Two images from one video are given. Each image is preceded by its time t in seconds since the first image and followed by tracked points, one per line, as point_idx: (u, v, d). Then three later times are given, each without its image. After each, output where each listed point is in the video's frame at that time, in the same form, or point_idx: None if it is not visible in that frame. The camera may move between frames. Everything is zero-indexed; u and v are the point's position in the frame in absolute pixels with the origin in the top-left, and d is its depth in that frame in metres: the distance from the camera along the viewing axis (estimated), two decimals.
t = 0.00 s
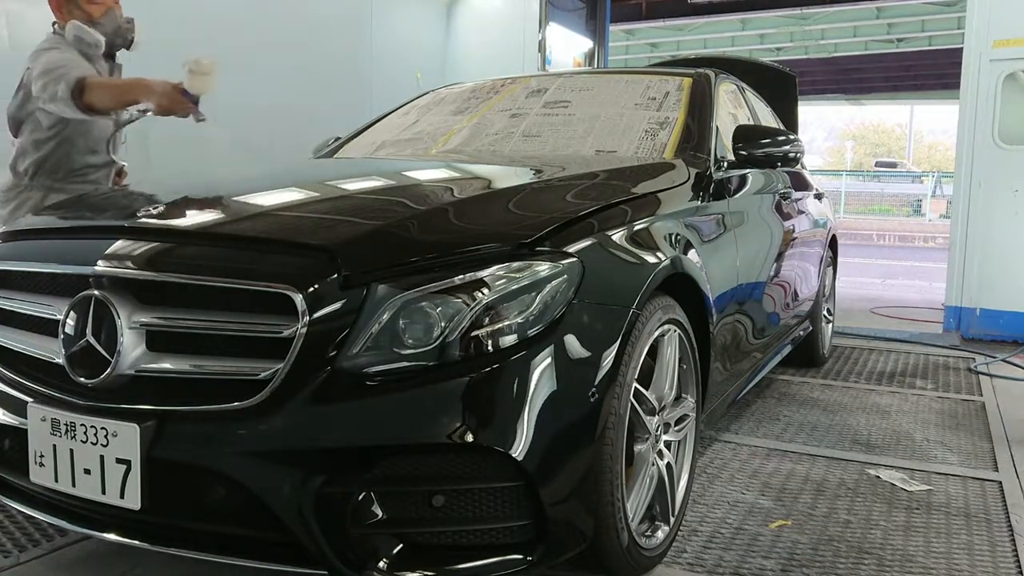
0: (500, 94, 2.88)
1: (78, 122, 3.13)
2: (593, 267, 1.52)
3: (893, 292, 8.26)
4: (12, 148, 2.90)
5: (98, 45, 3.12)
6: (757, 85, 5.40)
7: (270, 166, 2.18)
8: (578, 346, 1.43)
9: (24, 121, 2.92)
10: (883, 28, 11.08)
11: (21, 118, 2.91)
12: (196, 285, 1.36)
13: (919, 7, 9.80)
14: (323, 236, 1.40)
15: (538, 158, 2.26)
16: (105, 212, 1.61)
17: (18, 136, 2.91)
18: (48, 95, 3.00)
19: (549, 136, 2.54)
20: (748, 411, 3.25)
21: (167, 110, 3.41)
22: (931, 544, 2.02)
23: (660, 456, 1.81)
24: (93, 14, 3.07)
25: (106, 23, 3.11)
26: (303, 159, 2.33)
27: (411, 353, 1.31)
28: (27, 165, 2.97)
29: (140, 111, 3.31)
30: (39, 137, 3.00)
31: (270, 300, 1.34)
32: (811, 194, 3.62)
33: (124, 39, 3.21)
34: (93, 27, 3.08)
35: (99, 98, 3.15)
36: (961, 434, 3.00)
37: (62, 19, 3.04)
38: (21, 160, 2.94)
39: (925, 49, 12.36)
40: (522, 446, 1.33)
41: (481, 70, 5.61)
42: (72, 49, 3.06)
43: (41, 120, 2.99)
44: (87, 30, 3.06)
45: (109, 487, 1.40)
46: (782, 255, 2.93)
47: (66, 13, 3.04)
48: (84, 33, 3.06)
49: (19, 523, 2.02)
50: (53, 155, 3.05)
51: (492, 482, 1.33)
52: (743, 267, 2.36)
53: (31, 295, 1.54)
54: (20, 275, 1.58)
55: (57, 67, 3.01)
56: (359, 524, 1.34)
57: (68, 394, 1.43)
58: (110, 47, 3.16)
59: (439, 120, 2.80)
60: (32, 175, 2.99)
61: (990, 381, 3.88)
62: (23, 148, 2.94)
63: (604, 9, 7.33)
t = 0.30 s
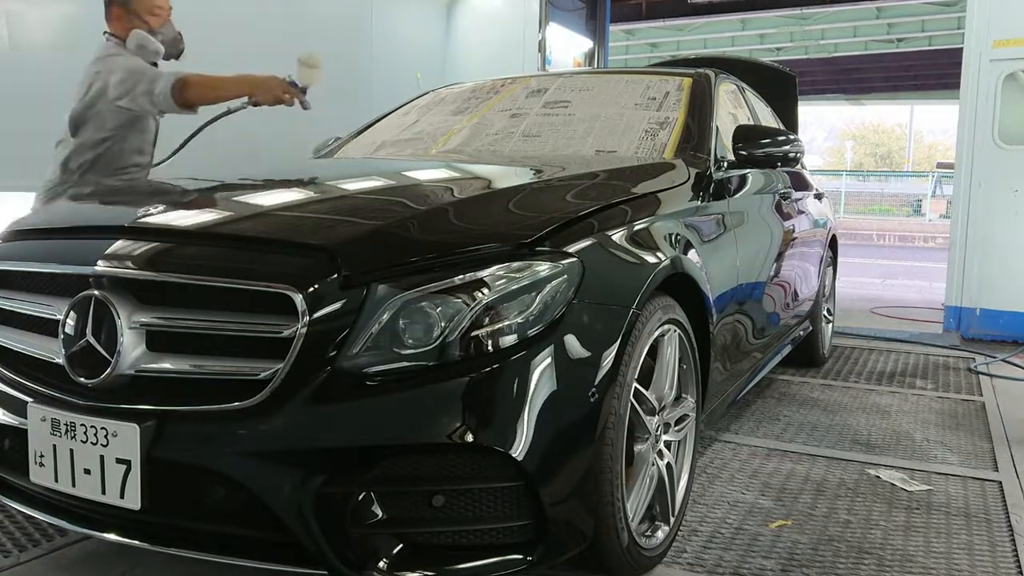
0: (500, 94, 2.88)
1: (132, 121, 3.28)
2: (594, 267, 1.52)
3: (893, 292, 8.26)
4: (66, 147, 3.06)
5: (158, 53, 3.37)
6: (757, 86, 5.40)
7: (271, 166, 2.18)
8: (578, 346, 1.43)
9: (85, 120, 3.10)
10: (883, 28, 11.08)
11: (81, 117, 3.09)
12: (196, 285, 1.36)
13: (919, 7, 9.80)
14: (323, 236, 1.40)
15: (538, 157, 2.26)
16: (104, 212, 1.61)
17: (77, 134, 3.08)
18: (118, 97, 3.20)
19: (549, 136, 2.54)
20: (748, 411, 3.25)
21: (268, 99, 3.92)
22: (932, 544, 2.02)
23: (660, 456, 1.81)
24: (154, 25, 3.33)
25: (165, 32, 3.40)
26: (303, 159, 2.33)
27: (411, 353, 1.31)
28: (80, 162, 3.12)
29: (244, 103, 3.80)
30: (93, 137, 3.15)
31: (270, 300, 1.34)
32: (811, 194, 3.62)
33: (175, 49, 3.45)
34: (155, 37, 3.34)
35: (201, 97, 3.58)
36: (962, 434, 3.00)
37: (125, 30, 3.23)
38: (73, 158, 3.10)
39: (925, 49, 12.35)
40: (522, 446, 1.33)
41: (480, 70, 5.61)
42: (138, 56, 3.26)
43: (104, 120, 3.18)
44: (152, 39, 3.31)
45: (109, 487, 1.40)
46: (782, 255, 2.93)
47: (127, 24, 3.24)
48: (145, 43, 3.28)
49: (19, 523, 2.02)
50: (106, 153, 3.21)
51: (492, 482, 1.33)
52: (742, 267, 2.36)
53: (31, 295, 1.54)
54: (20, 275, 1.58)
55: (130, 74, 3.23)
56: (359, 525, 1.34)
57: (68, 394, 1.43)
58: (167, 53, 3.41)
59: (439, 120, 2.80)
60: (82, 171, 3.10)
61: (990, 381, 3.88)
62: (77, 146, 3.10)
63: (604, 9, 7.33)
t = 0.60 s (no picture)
0: (500, 94, 2.88)
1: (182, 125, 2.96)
2: (594, 267, 1.52)
3: (893, 292, 8.27)
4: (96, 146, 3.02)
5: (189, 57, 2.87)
6: (758, 87, 5.40)
7: (271, 166, 2.18)
8: (578, 346, 1.43)
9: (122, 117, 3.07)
10: (883, 28, 11.08)
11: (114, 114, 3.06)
12: (196, 285, 1.36)
13: (918, 7, 9.80)
14: (323, 236, 1.40)
15: (538, 157, 2.26)
16: (104, 213, 1.61)
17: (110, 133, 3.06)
18: (162, 97, 2.69)
19: (549, 136, 2.54)
20: (748, 411, 3.25)
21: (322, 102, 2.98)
22: (932, 544, 2.02)
23: (660, 456, 1.81)
24: (184, 30, 2.90)
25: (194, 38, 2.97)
26: (303, 159, 2.33)
27: (411, 353, 1.31)
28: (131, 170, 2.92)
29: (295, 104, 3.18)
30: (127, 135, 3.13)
31: (270, 300, 1.34)
32: (811, 194, 3.62)
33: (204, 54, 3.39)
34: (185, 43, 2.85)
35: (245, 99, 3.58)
36: (962, 434, 3.00)
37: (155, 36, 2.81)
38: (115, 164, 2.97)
39: (925, 49, 12.35)
40: (522, 446, 1.33)
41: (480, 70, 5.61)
42: (170, 59, 2.77)
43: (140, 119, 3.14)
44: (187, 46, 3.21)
45: (109, 487, 1.40)
46: (782, 255, 2.92)
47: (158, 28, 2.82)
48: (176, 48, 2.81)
49: (19, 523, 2.02)
50: (135, 152, 2.75)
51: (492, 482, 1.33)
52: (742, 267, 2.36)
53: (32, 295, 1.54)
54: (20, 275, 1.58)
55: (176, 75, 2.69)
56: (359, 525, 1.33)
57: (68, 394, 1.43)
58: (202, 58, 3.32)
59: (439, 120, 2.80)
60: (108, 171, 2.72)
61: (990, 382, 3.88)
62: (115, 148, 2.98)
63: (604, 9, 7.33)
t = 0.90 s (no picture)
0: (500, 94, 2.88)
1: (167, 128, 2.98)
2: (594, 267, 1.52)
3: (894, 292, 8.27)
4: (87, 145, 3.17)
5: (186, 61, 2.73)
6: (758, 87, 5.40)
7: (271, 166, 2.18)
8: (578, 346, 1.43)
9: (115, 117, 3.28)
10: (883, 28, 11.08)
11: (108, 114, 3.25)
12: (196, 285, 1.36)
13: (918, 7, 9.80)
14: (322, 236, 1.40)
15: (538, 157, 2.26)
16: (103, 213, 1.61)
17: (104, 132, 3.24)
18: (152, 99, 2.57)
19: (548, 136, 2.54)
20: (748, 411, 3.25)
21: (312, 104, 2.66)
22: (932, 544, 2.02)
23: (660, 456, 1.81)
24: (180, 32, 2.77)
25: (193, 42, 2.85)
26: (303, 159, 2.33)
27: (411, 353, 1.31)
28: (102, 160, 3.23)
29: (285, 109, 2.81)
30: (119, 136, 3.31)
31: (270, 300, 1.34)
32: (811, 194, 3.62)
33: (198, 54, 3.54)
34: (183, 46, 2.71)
35: (235, 99, 3.72)
36: (962, 434, 3.00)
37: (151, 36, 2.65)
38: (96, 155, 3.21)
39: (925, 49, 12.34)
40: (522, 446, 1.33)
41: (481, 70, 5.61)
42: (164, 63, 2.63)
43: (132, 119, 3.36)
44: (177, 42, 3.41)
45: (109, 487, 1.40)
46: (783, 255, 2.92)
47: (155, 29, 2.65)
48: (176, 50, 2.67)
49: (19, 522, 2.02)
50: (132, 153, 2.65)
51: (492, 482, 1.33)
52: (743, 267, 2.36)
53: (32, 295, 1.54)
54: (20, 275, 1.58)
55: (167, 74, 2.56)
56: (359, 525, 1.33)
57: (68, 394, 1.43)
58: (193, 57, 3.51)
59: (439, 120, 2.80)
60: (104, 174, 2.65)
61: (990, 382, 3.88)
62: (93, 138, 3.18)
63: (604, 9, 7.33)
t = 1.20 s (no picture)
0: (500, 94, 2.88)
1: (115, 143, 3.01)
2: (594, 267, 1.52)
3: (894, 292, 8.27)
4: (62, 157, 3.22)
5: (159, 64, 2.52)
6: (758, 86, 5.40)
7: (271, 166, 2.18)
8: (577, 346, 1.43)
9: (65, 120, 3.11)
10: (883, 28, 11.08)
11: (60, 117, 3.07)
12: (196, 285, 1.36)
13: (918, 7, 9.80)
14: (322, 236, 1.40)
15: (538, 157, 2.26)
16: (103, 214, 1.61)
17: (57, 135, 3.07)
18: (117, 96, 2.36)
19: (549, 136, 2.53)
20: (748, 411, 3.25)
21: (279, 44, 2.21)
22: (931, 544, 2.02)
23: (660, 456, 1.81)
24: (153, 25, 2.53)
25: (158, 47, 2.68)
26: (303, 159, 2.33)
27: (411, 353, 1.31)
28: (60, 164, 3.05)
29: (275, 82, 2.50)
30: (72, 139, 3.16)
31: (270, 300, 1.34)
32: (811, 194, 3.62)
33: (161, 49, 3.43)
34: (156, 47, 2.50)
35: (149, 99, 3.45)
36: (962, 434, 3.00)
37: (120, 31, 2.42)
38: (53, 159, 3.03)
39: (925, 49, 12.34)
40: (522, 446, 1.33)
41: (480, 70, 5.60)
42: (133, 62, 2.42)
43: (79, 121, 3.20)
44: (127, 36, 3.26)
45: (109, 487, 1.40)
46: (782, 255, 2.93)
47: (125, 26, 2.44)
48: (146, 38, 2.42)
49: (19, 523, 2.02)
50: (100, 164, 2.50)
51: (492, 482, 1.33)
52: (743, 267, 2.36)
53: (32, 295, 1.54)
54: (20, 275, 1.58)
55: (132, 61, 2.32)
56: (359, 525, 1.33)
57: (67, 394, 1.43)
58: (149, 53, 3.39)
59: (439, 120, 2.80)
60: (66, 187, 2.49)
61: (990, 382, 3.88)
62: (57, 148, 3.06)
63: (604, 9, 7.33)
